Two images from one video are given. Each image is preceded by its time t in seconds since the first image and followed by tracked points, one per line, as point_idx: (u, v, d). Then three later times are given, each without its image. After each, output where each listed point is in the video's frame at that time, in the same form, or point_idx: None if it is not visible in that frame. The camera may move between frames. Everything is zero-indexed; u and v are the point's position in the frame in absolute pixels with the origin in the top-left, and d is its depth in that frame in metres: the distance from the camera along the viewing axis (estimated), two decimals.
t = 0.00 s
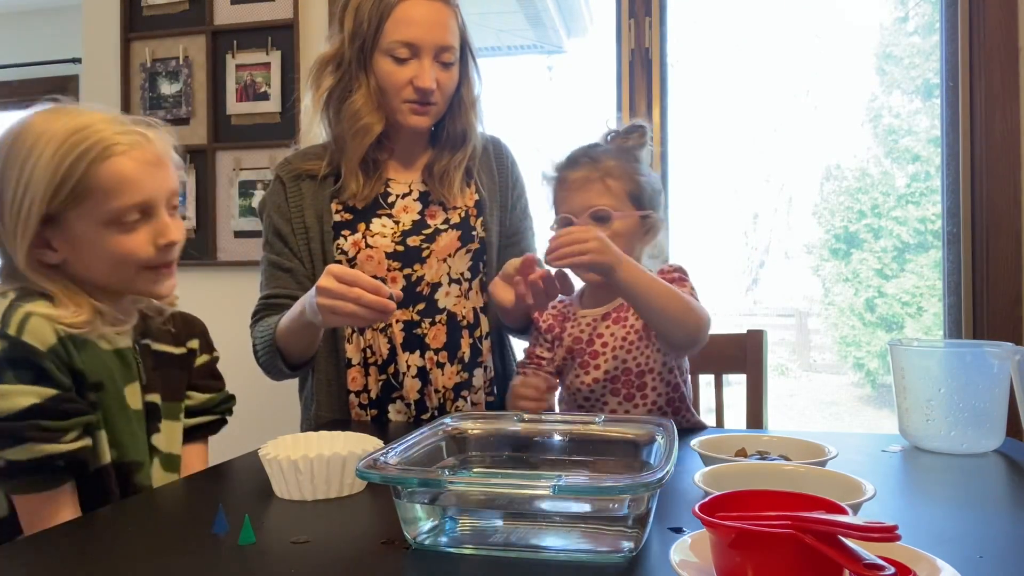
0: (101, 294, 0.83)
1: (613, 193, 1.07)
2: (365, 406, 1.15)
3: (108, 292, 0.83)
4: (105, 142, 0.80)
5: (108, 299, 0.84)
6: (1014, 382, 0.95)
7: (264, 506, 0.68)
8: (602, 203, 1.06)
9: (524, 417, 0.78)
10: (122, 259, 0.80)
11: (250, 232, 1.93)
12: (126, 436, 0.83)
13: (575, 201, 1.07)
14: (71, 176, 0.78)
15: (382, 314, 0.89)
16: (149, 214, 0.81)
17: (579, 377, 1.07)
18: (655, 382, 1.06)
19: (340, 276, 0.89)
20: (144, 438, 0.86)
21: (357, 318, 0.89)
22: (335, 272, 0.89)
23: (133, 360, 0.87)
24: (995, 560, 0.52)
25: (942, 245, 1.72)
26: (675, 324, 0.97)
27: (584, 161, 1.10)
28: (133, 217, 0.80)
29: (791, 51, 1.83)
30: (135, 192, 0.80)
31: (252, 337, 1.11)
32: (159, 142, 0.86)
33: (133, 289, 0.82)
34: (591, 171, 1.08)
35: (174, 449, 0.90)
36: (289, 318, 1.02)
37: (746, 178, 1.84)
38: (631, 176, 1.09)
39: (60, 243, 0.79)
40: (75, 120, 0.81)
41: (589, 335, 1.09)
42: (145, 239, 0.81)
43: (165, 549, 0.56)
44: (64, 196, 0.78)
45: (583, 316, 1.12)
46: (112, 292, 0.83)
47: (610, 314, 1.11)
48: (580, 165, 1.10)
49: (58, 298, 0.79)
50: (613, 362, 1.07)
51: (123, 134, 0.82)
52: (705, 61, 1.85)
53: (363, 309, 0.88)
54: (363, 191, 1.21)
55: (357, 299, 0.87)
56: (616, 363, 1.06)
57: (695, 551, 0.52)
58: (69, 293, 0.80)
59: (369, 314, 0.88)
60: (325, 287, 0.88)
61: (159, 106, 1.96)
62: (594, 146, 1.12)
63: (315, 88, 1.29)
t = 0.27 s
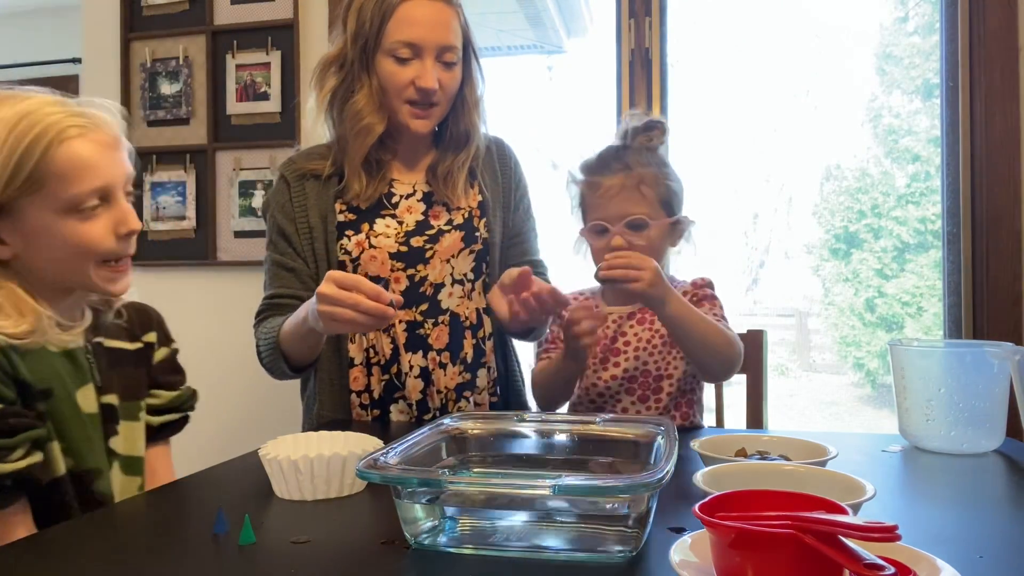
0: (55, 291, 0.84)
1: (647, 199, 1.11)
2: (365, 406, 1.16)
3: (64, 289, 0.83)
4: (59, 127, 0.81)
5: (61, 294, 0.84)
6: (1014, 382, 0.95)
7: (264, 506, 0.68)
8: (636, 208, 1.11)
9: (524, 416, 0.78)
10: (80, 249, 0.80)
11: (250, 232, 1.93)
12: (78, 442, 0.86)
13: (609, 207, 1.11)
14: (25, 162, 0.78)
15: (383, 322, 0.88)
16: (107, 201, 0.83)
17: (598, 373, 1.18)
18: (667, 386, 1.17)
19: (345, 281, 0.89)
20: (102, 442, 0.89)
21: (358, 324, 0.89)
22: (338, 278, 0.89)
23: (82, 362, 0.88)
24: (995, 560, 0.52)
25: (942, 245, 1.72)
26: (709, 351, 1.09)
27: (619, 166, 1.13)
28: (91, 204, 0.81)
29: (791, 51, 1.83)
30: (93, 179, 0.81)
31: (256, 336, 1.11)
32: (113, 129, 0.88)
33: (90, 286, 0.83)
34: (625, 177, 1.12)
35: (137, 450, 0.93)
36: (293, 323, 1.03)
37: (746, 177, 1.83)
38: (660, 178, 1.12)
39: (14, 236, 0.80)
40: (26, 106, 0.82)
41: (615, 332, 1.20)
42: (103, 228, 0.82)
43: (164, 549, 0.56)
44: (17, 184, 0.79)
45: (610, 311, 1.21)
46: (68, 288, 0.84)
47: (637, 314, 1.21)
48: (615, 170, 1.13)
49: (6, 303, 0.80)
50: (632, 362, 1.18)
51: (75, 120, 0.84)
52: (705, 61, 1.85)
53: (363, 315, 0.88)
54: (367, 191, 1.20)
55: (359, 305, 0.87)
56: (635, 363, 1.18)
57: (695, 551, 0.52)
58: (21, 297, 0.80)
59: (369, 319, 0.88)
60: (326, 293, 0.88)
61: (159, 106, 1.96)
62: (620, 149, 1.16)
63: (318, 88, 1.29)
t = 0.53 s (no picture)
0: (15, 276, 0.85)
1: (652, 199, 1.12)
2: (365, 406, 1.16)
3: (19, 274, 0.85)
4: (26, 108, 0.84)
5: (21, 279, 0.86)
6: (1014, 382, 0.95)
7: (265, 506, 0.68)
8: (643, 210, 1.11)
9: (525, 416, 0.78)
10: (37, 229, 0.82)
11: (250, 232, 1.93)
12: (47, 427, 0.89)
13: (616, 210, 1.12)
14: None
15: (373, 331, 0.88)
16: (68, 186, 0.86)
17: (605, 373, 1.19)
18: (674, 388, 1.16)
19: (339, 293, 0.89)
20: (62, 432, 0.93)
21: (352, 332, 0.89)
22: (328, 288, 0.89)
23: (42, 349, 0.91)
24: (995, 560, 0.52)
25: (942, 245, 1.72)
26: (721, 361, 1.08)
27: (624, 168, 1.15)
28: (53, 188, 0.84)
29: (791, 51, 1.83)
30: (55, 163, 0.84)
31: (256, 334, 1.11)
32: (78, 117, 0.91)
33: (45, 270, 0.85)
34: (630, 178, 1.14)
35: (97, 440, 0.98)
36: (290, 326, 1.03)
37: (746, 177, 1.83)
38: (665, 179, 1.14)
39: None
40: None
41: (625, 332, 1.22)
42: (61, 211, 0.84)
43: (162, 548, 0.56)
44: None
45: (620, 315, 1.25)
46: (23, 274, 0.85)
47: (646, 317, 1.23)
48: (621, 173, 1.15)
49: None
50: (640, 363, 1.18)
51: (41, 105, 0.86)
52: (705, 61, 1.85)
53: (353, 324, 0.88)
54: (369, 190, 1.20)
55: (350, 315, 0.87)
56: (643, 364, 1.18)
57: (695, 551, 0.52)
58: None
59: (359, 327, 0.88)
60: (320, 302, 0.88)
61: (159, 106, 1.96)
62: (626, 151, 1.18)
63: (326, 87, 1.30)
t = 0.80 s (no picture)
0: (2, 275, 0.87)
1: (645, 201, 1.12)
2: (357, 406, 1.17)
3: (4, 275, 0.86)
4: (18, 113, 0.87)
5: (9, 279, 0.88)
6: (1014, 382, 0.95)
7: (264, 506, 0.68)
8: (637, 211, 1.11)
9: (525, 420, 0.79)
10: (23, 231, 0.84)
11: (250, 232, 1.93)
12: (27, 423, 0.90)
13: (609, 210, 1.12)
14: None
15: (352, 339, 0.89)
16: (56, 189, 0.87)
17: (601, 379, 1.19)
18: (672, 392, 1.16)
19: (318, 304, 0.88)
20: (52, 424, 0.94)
21: (332, 340, 0.89)
22: (308, 298, 0.89)
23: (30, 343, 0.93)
24: (994, 560, 0.52)
25: (942, 245, 1.72)
26: (721, 376, 1.08)
27: (617, 168, 1.15)
28: (40, 191, 0.85)
29: (791, 51, 1.83)
30: (43, 166, 0.86)
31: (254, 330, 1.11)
32: (73, 127, 0.93)
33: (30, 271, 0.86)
34: (623, 179, 1.14)
35: (92, 436, 0.97)
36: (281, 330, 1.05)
37: (746, 177, 1.83)
38: (658, 179, 1.14)
39: None
40: None
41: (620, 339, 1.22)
42: (48, 214, 0.85)
43: (163, 548, 0.57)
44: None
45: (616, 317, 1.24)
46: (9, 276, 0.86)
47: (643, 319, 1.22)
48: (613, 173, 1.15)
49: None
50: (637, 367, 1.18)
51: (36, 111, 0.89)
52: (705, 61, 1.85)
53: (330, 334, 0.88)
54: (373, 188, 1.21)
55: (330, 325, 0.87)
56: (639, 369, 1.18)
57: (695, 551, 0.52)
58: None
59: (340, 335, 0.88)
60: (303, 310, 0.88)
61: (159, 106, 1.96)
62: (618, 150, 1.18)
63: (334, 85, 1.30)
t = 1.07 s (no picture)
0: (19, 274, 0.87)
1: (643, 207, 1.11)
2: (354, 406, 1.17)
3: (18, 275, 0.86)
4: (36, 117, 0.87)
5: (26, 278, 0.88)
6: (1014, 382, 0.95)
7: (264, 506, 0.68)
8: (635, 217, 1.10)
9: (516, 415, 0.79)
10: (37, 232, 0.84)
11: (250, 232, 1.93)
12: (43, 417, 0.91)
13: (606, 215, 1.11)
14: None
15: (341, 344, 0.89)
16: (72, 191, 0.88)
17: (600, 385, 1.18)
18: (671, 395, 1.16)
19: (309, 308, 0.89)
20: (66, 420, 0.94)
21: (322, 345, 0.89)
22: (300, 302, 0.89)
23: (52, 340, 0.93)
24: (994, 560, 0.52)
25: (942, 245, 1.72)
26: (719, 382, 1.07)
27: (615, 172, 1.14)
28: (57, 193, 0.86)
29: (791, 51, 1.83)
30: (61, 168, 0.86)
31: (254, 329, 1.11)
32: (91, 131, 0.94)
33: (45, 270, 0.86)
34: (621, 184, 1.13)
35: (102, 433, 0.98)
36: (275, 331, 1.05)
37: (746, 177, 1.83)
38: (655, 183, 1.14)
39: None
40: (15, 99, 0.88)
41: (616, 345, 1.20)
42: (62, 216, 0.86)
43: (165, 548, 0.57)
44: None
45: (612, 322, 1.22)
46: (25, 275, 0.87)
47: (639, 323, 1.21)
48: (610, 176, 1.14)
49: None
50: (635, 371, 1.17)
51: (55, 116, 0.90)
52: (705, 61, 1.85)
53: (320, 338, 0.88)
54: (375, 190, 1.21)
55: (320, 328, 0.88)
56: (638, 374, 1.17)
57: (695, 551, 0.52)
58: None
59: (330, 339, 0.88)
60: (294, 314, 0.89)
61: (159, 106, 1.96)
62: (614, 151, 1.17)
63: (334, 86, 1.30)
